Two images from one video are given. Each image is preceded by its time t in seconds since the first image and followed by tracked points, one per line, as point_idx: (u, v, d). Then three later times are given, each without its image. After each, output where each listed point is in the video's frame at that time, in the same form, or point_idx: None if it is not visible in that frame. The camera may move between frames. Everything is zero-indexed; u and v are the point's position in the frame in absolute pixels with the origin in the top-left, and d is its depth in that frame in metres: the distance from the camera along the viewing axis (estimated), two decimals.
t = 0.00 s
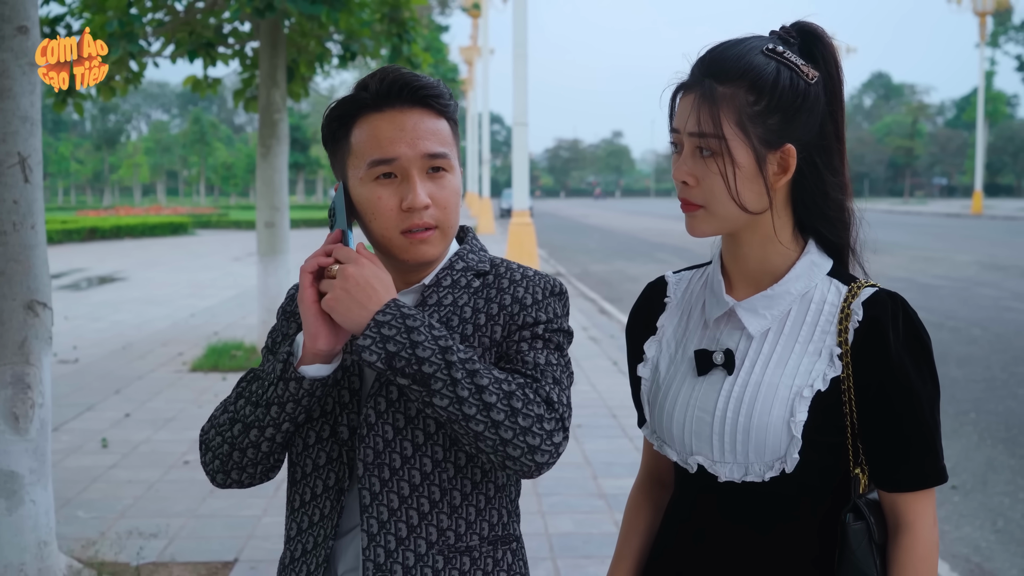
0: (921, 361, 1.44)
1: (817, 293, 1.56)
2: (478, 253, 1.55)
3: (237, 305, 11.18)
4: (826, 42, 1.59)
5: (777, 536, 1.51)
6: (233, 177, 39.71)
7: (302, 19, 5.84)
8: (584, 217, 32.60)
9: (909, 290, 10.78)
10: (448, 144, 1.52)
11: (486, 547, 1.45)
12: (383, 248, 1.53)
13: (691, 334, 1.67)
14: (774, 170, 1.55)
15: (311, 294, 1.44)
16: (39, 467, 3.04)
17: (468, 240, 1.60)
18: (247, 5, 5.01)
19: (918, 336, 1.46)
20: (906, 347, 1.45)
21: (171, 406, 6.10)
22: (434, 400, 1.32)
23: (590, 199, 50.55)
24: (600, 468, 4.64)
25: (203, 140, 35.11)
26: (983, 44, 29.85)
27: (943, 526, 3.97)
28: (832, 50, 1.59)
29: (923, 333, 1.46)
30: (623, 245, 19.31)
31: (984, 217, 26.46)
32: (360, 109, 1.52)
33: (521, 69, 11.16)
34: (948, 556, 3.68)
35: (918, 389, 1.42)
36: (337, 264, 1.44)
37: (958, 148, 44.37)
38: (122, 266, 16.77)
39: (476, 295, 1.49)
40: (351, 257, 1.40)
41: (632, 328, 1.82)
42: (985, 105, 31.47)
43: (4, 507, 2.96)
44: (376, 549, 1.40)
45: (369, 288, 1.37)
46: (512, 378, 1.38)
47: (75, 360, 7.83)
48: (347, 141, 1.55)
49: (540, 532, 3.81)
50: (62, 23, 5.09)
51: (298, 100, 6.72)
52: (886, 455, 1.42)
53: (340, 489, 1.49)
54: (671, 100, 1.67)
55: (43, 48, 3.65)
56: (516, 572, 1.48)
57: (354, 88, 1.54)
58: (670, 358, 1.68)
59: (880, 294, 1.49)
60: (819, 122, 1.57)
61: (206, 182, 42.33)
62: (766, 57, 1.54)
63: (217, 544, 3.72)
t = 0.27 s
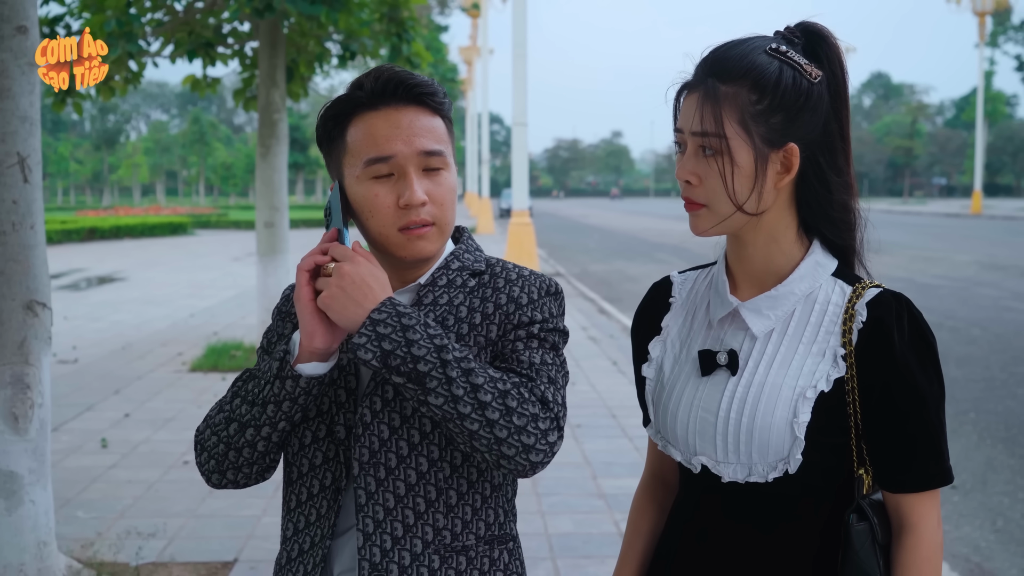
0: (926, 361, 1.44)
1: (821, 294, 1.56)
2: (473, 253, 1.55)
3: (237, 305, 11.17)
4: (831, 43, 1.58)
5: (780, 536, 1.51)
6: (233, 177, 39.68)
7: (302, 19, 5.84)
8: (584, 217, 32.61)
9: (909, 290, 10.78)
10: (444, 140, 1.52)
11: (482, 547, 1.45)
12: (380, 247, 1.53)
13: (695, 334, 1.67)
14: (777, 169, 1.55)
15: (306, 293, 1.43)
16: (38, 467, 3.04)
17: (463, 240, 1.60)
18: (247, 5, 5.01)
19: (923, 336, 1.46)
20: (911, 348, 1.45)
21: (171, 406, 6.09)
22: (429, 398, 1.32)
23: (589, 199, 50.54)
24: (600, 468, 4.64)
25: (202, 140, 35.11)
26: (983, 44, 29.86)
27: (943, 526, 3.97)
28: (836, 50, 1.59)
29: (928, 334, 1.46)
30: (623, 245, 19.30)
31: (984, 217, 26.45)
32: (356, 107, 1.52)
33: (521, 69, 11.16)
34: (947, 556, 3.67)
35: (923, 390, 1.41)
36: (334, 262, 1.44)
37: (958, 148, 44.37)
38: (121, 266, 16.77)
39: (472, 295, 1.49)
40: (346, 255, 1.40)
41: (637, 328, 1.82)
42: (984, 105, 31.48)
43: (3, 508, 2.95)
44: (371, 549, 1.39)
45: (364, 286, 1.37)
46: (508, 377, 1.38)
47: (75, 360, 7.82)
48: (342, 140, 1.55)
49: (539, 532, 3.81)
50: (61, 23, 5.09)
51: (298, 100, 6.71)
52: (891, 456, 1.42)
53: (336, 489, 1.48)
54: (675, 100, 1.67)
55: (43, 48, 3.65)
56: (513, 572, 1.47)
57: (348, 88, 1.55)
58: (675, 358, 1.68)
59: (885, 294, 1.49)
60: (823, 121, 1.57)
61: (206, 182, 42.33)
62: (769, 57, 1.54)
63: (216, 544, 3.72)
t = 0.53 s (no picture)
0: (928, 362, 1.44)
1: (824, 294, 1.56)
2: (466, 251, 1.55)
3: (236, 305, 11.17)
4: (836, 43, 1.58)
5: (782, 536, 1.51)
6: (232, 176, 39.62)
7: (301, 19, 5.83)
8: (583, 217, 32.59)
9: (908, 289, 10.77)
10: (435, 138, 1.52)
11: (476, 545, 1.45)
12: (372, 245, 1.53)
13: (698, 334, 1.67)
14: (780, 169, 1.55)
15: (301, 291, 1.44)
16: (37, 467, 3.04)
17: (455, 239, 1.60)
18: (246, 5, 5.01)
19: (926, 336, 1.46)
20: (913, 348, 1.44)
21: (170, 406, 6.09)
22: (421, 397, 1.32)
23: (589, 198, 50.50)
24: (599, 468, 4.64)
25: (202, 139, 35.08)
26: (983, 43, 29.87)
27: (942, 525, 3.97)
28: (841, 51, 1.59)
29: (931, 334, 1.46)
30: (622, 244, 19.29)
31: (983, 217, 26.43)
32: (347, 105, 1.52)
33: (520, 69, 11.16)
34: (947, 556, 3.67)
35: (925, 391, 1.41)
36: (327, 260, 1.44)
37: (957, 148, 44.36)
38: (121, 266, 16.75)
39: (465, 294, 1.49)
40: (338, 253, 1.40)
41: (641, 327, 1.82)
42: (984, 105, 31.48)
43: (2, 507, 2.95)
44: (366, 549, 1.39)
45: (355, 284, 1.36)
46: (500, 376, 1.38)
47: (74, 360, 7.82)
48: (332, 138, 1.55)
49: (539, 532, 3.81)
50: (60, 22, 5.08)
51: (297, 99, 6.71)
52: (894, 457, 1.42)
53: (332, 489, 1.48)
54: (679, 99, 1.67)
55: (43, 48, 3.65)
56: (508, 570, 1.48)
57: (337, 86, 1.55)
58: (678, 357, 1.68)
59: (887, 295, 1.48)
60: (826, 121, 1.57)
61: (206, 182, 42.31)
62: (773, 57, 1.54)
63: (215, 544, 3.72)
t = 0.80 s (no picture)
0: (931, 362, 1.43)
1: (827, 294, 1.55)
2: (457, 249, 1.55)
3: (235, 305, 11.16)
4: (838, 44, 1.59)
5: (786, 536, 1.51)
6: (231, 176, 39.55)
7: (300, 18, 5.83)
8: (583, 217, 32.59)
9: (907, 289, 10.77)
10: (431, 128, 1.53)
11: (469, 542, 1.46)
12: (365, 236, 1.52)
13: (701, 335, 1.68)
14: (782, 169, 1.55)
15: (292, 281, 1.45)
16: (36, 466, 3.03)
17: (446, 234, 1.59)
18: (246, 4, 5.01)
19: (929, 336, 1.45)
20: (916, 348, 1.44)
21: (169, 405, 6.08)
22: (411, 396, 1.31)
23: (589, 198, 50.47)
24: (598, 467, 4.64)
25: (201, 138, 35.05)
26: (981, 43, 29.89)
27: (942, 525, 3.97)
28: (844, 51, 1.59)
29: (934, 334, 1.45)
30: (622, 244, 19.27)
31: (983, 217, 26.42)
32: (341, 95, 1.53)
33: (519, 68, 11.16)
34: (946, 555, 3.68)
35: (929, 392, 1.41)
36: (320, 250, 1.43)
37: (956, 148, 44.37)
38: (120, 266, 16.72)
39: (456, 293, 1.49)
40: (332, 242, 1.41)
41: (645, 329, 1.83)
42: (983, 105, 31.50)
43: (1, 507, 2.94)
44: (359, 551, 1.38)
45: (347, 275, 1.37)
46: (491, 378, 1.38)
47: (73, 359, 7.80)
48: (326, 127, 1.55)
49: (538, 531, 3.81)
50: (59, 22, 5.07)
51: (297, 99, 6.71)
52: (898, 457, 1.42)
53: (325, 489, 1.48)
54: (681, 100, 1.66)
55: (43, 48, 3.65)
56: (499, 567, 1.48)
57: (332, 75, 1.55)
58: (681, 358, 1.69)
59: (891, 295, 1.48)
60: (828, 119, 1.57)
61: (204, 182, 42.26)
62: (775, 56, 1.54)
63: (214, 544, 3.71)
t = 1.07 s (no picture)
0: (933, 362, 1.43)
1: (830, 295, 1.55)
2: (449, 247, 1.55)
3: (234, 304, 11.14)
4: (841, 44, 1.58)
5: (789, 538, 1.51)
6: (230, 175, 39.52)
7: (300, 18, 5.83)
8: (583, 217, 32.56)
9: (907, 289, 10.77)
10: (423, 128, 1.53)
11: (460, 541, 1.47)
12: (356, 236, 1.52)
13: (704, 336, 1.68)
14: (783, 168, 1.55)
15: (283, 282, 1.42)
16: (35, 466, 3.03)
17: (438, 233, 1.59)
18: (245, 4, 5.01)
19: (932, 336, 1.45)
20: (918, 348, 1.44)
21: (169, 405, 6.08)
22: (400, 406, 1.32)
23: (588, 198, 50.46)
24: (598, 467, 4.64)
25: (200, 138, 35.00)
26: (981, 42, 29.89)
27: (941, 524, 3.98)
28: (847, 51, 1.58)
29: (938, 334, 1.45)
30: (621, 243, 19.27)
31: (983, 216, 26.40)
32: (333, 93, 1.53)
33: (519, 68, 11.15)
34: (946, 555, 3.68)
35: (932, 393, 1.41)
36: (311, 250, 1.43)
37: (956, 147, 44.36)
38: (119, 266, 16.69)
39: (448, 297, 1.49)
40: (323, 243, 1.39)
41: (649, 331, 1.83)
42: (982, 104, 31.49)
43: None
44: (352, 555, 1.39)
45: (338, 278, 1.36)
46: (480, 389, 1.38)
47: (72, 360, 7.80)
48: (317, 126, 1.55)
49: (537, 531, 3.81)
50: (58, 21, 5.07)
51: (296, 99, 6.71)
52: (902, 458, 1.42)
53: (318, 491, 1.48)
54: (683, 99, 1.67)
55: (42, 48, 3.66)
56: (490, 566, 1.49)
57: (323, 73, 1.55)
58: (684, 359, 1.69)
59: (893, 296, 1.48)
60: (831, 119, 1.57)
61: (204, 182, 42.21)
62: (777, 56, 1.54)
63: (213, 544, 3.71)
